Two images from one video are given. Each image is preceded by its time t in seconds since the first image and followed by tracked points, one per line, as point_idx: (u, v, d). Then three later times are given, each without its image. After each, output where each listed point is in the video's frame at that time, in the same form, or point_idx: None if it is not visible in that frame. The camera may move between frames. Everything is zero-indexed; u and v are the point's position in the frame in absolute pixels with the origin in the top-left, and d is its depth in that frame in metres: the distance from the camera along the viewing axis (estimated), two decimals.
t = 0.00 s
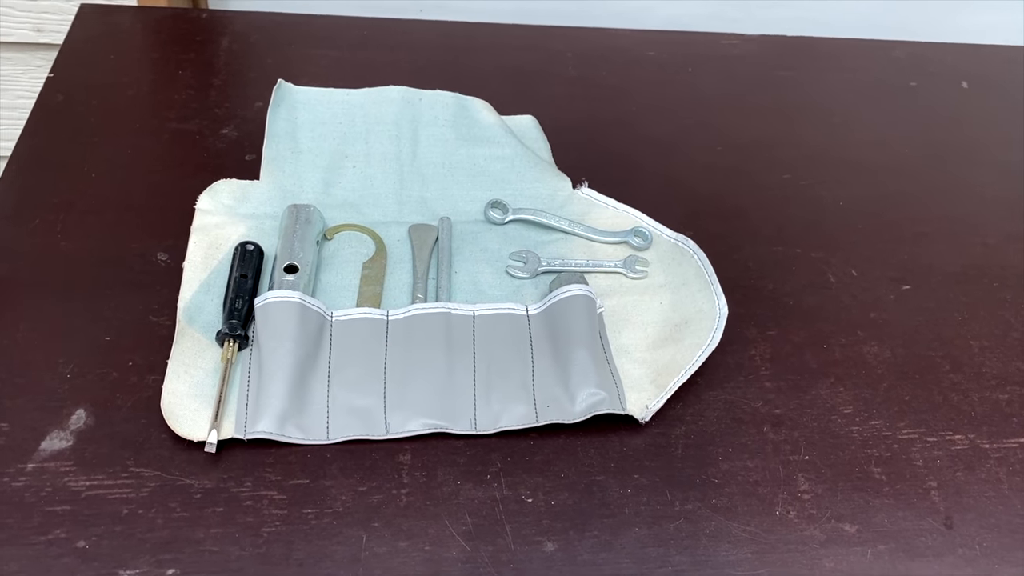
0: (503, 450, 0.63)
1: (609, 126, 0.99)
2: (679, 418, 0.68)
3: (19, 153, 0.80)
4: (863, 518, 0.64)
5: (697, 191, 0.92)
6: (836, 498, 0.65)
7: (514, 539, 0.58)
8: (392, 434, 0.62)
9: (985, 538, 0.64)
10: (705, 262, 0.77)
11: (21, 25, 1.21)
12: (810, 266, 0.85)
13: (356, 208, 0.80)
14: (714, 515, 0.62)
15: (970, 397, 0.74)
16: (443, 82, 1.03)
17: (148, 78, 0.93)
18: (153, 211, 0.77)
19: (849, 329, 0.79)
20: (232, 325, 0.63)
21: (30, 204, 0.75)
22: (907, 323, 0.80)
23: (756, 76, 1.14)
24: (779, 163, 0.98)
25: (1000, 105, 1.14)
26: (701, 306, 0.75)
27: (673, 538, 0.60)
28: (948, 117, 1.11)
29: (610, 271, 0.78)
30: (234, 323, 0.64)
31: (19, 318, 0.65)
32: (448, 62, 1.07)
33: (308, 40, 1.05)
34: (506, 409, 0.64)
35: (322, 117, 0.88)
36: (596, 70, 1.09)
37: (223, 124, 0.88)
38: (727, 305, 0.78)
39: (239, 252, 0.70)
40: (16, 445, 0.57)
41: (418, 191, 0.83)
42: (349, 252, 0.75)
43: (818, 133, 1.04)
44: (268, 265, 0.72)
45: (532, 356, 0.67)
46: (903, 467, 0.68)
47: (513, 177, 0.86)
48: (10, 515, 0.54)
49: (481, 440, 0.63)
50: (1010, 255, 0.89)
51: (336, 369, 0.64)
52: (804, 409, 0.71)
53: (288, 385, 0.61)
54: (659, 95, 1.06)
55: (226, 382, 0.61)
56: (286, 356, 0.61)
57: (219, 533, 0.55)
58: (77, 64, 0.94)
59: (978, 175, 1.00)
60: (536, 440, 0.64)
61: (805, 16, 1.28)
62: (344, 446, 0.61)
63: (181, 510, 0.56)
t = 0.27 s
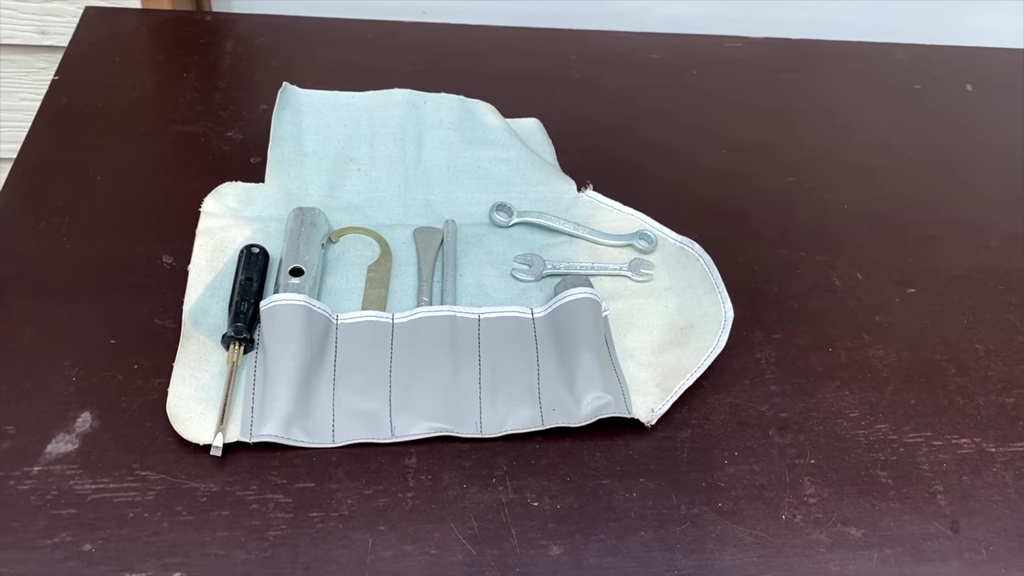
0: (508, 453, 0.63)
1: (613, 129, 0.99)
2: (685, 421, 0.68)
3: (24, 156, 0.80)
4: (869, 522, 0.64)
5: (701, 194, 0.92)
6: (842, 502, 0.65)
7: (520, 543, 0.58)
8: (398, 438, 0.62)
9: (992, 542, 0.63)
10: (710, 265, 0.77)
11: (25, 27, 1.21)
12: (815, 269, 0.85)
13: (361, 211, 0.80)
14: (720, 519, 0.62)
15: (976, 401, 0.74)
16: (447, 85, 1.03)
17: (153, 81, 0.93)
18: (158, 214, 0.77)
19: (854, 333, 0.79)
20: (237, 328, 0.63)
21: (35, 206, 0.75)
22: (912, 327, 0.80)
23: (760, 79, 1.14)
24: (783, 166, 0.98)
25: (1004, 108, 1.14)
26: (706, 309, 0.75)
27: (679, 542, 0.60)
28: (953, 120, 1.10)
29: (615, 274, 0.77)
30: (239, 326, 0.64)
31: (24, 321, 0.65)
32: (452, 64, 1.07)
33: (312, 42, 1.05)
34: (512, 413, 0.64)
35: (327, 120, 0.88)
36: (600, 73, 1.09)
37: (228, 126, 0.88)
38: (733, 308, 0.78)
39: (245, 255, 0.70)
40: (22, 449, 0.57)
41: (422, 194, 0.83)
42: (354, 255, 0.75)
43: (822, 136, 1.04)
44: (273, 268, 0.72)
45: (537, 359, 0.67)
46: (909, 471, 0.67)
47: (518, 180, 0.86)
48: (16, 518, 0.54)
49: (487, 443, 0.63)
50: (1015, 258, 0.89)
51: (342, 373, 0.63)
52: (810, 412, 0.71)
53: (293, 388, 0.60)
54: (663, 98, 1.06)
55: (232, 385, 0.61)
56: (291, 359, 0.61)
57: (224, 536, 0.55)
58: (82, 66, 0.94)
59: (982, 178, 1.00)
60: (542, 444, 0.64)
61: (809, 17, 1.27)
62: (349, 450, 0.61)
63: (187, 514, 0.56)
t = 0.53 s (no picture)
0: (511, 456, 0.63)
1: (616, 131, 0.99)
2: (688, 424, 0.68)
3: (26, 157, 0.80)
4: (873, 525, 0.63)
5: (704, 196, 0.91)
6: (846, 504, 0.64)
7: (523, 546, 0.57)
8: (400, 440, 0.61)
9: (996, 546, 0.63)
10: (713, 266, 0.77)
11: (27, 28, 1.21)
12: (819, 271, 0.85)
13: (363, 212, 0.80)
14: (723, 522, 0.61)
15: (980, 403, 0.73)
16: (449, 86, 1.03)
17: (155, 82, 0.93)
18: (160, 215, 0.77)
19: (858, 335, 0.79)
20: (239, 330, 0.63)
21: (37, 208, 0.75)
22: (915, 329, 0.80)
23: (763, 80, 1.14)
24: (786, 168, 0.98)
25: (1007, 110, 1.14)
26: (709, 310, 0.74)
27: (682, 545, 0.59)
28: (956, 122, 1.10)
29: (618, 275, 0.77)
30: (241, 327, 0.64)
31: (25, 323, 0.65)
32: (454, 66, 1.06)
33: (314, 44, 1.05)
34: (515, 415, 0.64)
35: (329, 121, 0.88)
36: (602, 74, 1.09)
37: (230, 127, 0.88)
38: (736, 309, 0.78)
39: (247, 256, 0.70)
40: (23, 450, 0.57)
41: (425, 195, 0.83)
42: (356, 256, 0.75)
43: (825, 138, 1.04)
44: (275, 269, 0.72)
45: (540, 361, 0.67)
46: (913, 474, 0.67)
47: (520, 182, 0.86)
48: (18, 520, 0.54)
49: (489, 445, 0.63)
50: (1018, 260, 0.89)
51: (344, 374, 0.63)
52: (813, 415, 0.71)
53: (296, 391, 0.60)
54: (665, 100, 1.06)
55: (234, 387, 0.61)
56: (293, 361, 0.61)
57: (226, 539, 0.55)
58: (84, 68, 0.94)
59: (986, 180, 1.00)
60: (545, 446, 0.64)
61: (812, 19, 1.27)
62: (352, 452, 0.61)
63: (188, 516, 0.55)
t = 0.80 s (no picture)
0: (513, 458, 0.63)
1: (617, 135, 0.99)
2: (688, 426, 0.68)
3: (33, 161, 0.81)
4: (872, 527, 0.64)
5: (705, 200, 0.92)
6: (845, 507, 0.65)
7: (525, 547, 0.58)
8: (403, 442, 0.62)
9: (994, 547, 0.64)
10: (713, 270, 0.78)
11: (32, 32, 1.22)
12: (819, 275, 0.85)
13: (366, 216, 0.80)
14: (723, 524, 0.62)
15: (978, 406, 0.74)
16: (452, 90, 1.04)
17: (159, 86, 0.94)
18: (165, 218, 0.77)
19: (857, 338, 0.79)
20: (244, 333, 0.64)
21: (43, 211, 0.76)
22: (914, 332, 0.81)
23: (763, 85, 1.14)
24: (787, 172, 0.99)
25: (1007, 114, 1.14)
26: (709, 314, 0.75)
27: (682, 546, 0.60)
28: (956, 126, 1.11)
29: (619, 279, 0.78)
30: (246, 330, 0.64)
31: (32, 326, 0.66)
32: (456, 70, 1.07)
33: (318, 48, 1.06)
34: (517, 418, 0.64)
35: (333, 126, 0.89)
36: (604, 79, 1.10)
37: (234, 131, 0.89)
38: (736, 312, 0.78)
39: (251, 260, 0.70)
40: (30, 452, 0.58)
41: (428, 199, 0.84)
42: (359, 260, 0.75)
43: (825, 142, 1.05)
44: (279, 273, 0.73)
45: (542, 364, 0.67)
46: (911, 477, 0.68)
47: (522, 186, 0.87)
48: (25, 521, 0.54)
49: (491, 448, 0.64)
50: (1017, 263, 0.89)
51: (348, 377, 0.64)
52: (813, 418, 0.71)
53: (300, 393, 0.61)
54: (666, 104, 1.07)
55: (239, 389, 0.62)
56: (297, 364, 0.62)
57: (231, 540, 0.55)
58: (89, 72, 0.95)
59: (985, 184, 1.01)
60: (546, 448, 0.64)
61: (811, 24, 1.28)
62: (355, 454, 0.61)
63: (194, 517, 0.56)
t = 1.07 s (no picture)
0: (515, 458, 0.64)
1: (618, 136, 1.00)
2: (689, 427, 0.69)
3: (37, 162, 0.81)
4: (871, 527, 0.64)
5: (706, 201, 0.92)
6: (844, 507, 0.65)
7: (526, 546, 0.58)
8: (406, 441, 0.62)
9: (993, 547, 0.64)
10: (714, 271, 0.78)
11: (35, 33, 1.22)
12: (819, 276, 0.86)
13: (369, 217, 0.81)
14: (724, 523, 0.62)
15: (977, 407, 0.74)
16: (454, 91, 1.04)
17: (163, 87, 0.94)
18: (169, 219, 0.78)
19: (857, 339, 0.79)
20: (247, 333, 0.64)
21: (48, 212, 0.76)
22: (914, 333, 0.81)
23: (764, 87, 1.15)
24: (787, 174, 0.99)
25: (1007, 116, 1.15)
26: (710, 315, 0.75)
27: (683, 546, 0.60)
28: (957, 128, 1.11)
29: (620, 280, 0.78)
30: (250, 330, 0.65)
31: (37, 326, 0.66)
32: (458, 71, 1.08)
33: (320, 49, 1.06)
34: (519, 418, 0.65)
35: (335, 127, 0.89)
36: (605, 80, 1.10)
37: (237, 133, 0.89)
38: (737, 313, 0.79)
39: (254, 260, 0.71)
40: (35, 451, 0.58)
41: (430, 200, 0.84)
42: (362, 261, 0.76)
43: (826, 144, 1.05)
44: (282, 273, 0.73)
45: (543, 364, 0.68)
46: (911, 477, 0.68)
47: (524, 187, 0.87)
48: (31, 520, 0.54)
49: (493, 447, 0.64)
50: (1016, 265, 0.90)
51: (350, 377, 0.64)
52: (813, 418, 0.72)
53: (303, 393, 0.61)
54: (667, 105, 1.07)
55: (242, 389, 0.62)
56: (300, 364, 0.62)
57: (235, 538, 0.56)
58: (93, 73, 0.95)
59: (985, 185, 1.01)
60: (548, 448, 0.65)
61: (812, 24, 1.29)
62: (358, 453, 0.62)
63: (198, 516, 0.56)
